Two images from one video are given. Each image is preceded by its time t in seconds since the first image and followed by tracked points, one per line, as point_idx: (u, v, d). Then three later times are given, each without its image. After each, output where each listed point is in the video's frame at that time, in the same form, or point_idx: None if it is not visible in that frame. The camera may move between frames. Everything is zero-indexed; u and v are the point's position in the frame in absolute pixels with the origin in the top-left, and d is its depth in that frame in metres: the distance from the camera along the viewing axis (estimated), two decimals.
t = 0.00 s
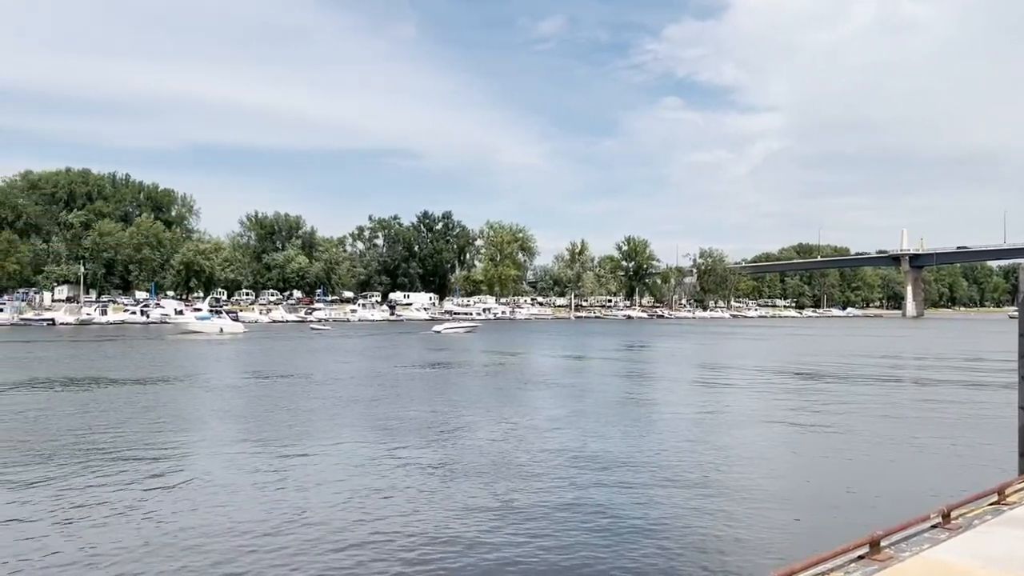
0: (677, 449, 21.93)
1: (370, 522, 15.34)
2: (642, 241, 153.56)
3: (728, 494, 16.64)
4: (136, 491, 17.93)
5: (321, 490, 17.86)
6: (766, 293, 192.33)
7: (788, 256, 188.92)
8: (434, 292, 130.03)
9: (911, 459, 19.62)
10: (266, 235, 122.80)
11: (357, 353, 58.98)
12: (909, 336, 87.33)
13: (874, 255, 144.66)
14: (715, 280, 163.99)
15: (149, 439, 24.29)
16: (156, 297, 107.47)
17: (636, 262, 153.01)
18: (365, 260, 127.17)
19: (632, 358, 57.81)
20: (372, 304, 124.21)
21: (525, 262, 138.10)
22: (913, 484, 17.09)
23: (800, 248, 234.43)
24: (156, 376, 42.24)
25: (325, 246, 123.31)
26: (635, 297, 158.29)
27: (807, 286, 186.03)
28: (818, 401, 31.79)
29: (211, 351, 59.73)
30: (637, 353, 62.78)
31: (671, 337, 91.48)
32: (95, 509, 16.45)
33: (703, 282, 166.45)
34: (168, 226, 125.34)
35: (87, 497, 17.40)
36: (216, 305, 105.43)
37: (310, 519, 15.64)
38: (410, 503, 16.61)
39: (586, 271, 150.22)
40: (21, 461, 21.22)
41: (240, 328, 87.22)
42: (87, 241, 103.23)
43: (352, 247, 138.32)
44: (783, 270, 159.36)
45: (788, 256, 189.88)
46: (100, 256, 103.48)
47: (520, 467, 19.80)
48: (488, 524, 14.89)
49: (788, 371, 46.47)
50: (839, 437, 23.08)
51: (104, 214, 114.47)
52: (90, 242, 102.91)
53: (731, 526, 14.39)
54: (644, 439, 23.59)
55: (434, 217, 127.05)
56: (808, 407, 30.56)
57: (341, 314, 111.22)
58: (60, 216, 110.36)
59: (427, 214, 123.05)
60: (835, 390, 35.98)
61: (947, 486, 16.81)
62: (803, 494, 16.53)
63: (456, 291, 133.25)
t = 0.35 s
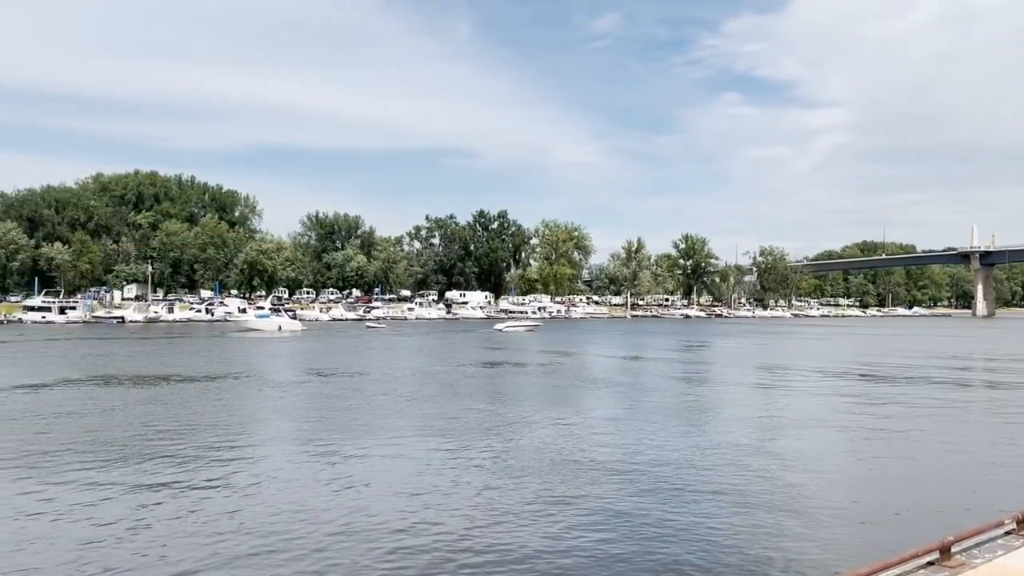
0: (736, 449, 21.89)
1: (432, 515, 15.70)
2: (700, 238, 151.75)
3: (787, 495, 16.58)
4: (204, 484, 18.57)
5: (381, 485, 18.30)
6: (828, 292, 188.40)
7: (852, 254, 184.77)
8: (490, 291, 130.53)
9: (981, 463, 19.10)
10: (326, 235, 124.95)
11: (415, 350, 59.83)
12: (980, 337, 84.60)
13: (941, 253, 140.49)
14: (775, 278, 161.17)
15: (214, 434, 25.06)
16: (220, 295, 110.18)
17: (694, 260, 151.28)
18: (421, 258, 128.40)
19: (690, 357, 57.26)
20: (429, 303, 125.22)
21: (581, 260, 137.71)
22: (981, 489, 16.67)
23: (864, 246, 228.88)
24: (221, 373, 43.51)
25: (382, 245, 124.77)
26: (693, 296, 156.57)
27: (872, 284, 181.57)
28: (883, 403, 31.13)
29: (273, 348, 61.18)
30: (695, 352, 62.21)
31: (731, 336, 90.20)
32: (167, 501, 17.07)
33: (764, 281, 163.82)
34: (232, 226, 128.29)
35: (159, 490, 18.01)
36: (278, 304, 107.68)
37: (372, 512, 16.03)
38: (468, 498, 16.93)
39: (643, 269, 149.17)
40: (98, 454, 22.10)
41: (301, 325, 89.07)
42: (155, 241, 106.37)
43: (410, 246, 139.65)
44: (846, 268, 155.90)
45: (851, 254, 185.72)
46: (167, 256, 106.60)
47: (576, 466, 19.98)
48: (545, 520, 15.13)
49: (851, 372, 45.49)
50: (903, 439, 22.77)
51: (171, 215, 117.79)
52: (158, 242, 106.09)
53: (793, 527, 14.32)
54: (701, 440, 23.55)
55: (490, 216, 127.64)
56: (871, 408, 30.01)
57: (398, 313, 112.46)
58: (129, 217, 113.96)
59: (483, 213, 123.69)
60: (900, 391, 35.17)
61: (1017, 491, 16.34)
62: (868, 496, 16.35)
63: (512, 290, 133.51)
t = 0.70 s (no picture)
0: (789, 454, 22.28)
1: (492, 513, 16.54)
2: (759, 237, 149.76)
3: (839, 508, 17.05)
4: (272, 477, 19.54)
5: (440, 480, 19.07)
6: (892, 291, 183.92)
7: (917, 253, 180.16)
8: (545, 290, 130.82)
9: None
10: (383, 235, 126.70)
11: (472, 350, 60.82)
12: None
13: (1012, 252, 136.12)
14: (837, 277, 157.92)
15: (279, 429, 26.10)
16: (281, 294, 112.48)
17: (754, 259, 149.40)
18: (477, 257, 129.01)
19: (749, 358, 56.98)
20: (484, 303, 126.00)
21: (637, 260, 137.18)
22: None
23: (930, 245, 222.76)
24: (284, 370, 45.01)
25: (438, 244, 125.92)
26: (752, 296, 154.66)
27: (938, 284, 176.60)
28: (945, 408, 30.90)
29: (333, 346, 62.81)
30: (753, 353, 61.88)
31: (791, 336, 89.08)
32: (240, 492, 18.07)
33: (825, 280, 160.79)
34: (292, 227, 130.89)
35: (231, 482, 19.02)
36: (336, 303, 109.58)
37: (436, 508, 16.91)
38: (526, 497, 17.71)
39: (700, 269, 147.74)
40: (172, 447, 23.30)
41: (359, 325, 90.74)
42: (219, 241, 109.12)
43: (465, 245, 140.56)
44: (911, 268, 152.04)
45: (916, 253, 181.07)
46: (230, 256, 109.18)
47: (629, 467, 20.53)
48: (601, 523, 15.86)
49: (913, 374, 44.95)
50: (958, 447, 22.93)
51: (233, 216, 120.72)
52: (221, 242, 108.85)
53: (844, 543, 14.83)
54: (758, 443, 23.80)
55: (545, 216, 127.85)
56: (932, 412, 29.88)
57: (452, 312, 113.52)
58: (194, 217, 117.12)
59: (538, 213, 123.94)
60: (963, 395, 34.79)
61: None
62: (921, 513, 16.71)
63: (567, 290, 133.44)
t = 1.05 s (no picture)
0: (845, 457, 22.50)
1: (554, 510, 17.23)
2: (820, 236, 147.92)
3: (896, 513, 17.35)
4: (337, 472, 20.43)
5: (498, 478, 19.78)
6: (958, 291, 179.07)
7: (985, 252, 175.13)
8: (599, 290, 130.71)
9: None
10: (438, 235, 128.14)
11: (528, 349, 61.58)
12: None
13: None
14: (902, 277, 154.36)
15: (342, 426, 27.07)
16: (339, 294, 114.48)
17: (813, 259, 147.88)
18: (530, 258, 128.20)
19: (807, 360, 56.57)
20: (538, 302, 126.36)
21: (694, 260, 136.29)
22: None
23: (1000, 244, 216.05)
24: (344, 368, 46.28)
25: (493, 245, 126.74)
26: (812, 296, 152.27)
27: (1009, 284, 171.02)
28: (1009, 413, 30.56)
29: (391, 345, 64.14)
30: (811, 354, 61.39)
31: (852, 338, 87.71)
32: (308, 486, 19.00)
33: (889, 280, 157.34)
34: (350, 228, 133.09)
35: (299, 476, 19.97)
36: (393, 303, 111.10)
37: (497, 504, 17.65)
38: (586, 495, 18.37)
39: (759, 269, 145.96)
40: (244, 442, 24.43)
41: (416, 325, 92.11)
42: (279, 242, 111.54)
43: (519, 245, 140.92)
44: (978, 267, 148.17)
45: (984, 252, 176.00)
46: (290, 256, 111.42)
47: (687, 468, 20.97)
48: (659, 521, 16.45)
49: (976, 377, 44.26)
50: (1021, 454, 22.88)
51: (292, 218, 123.34)
52: (281, 243, 111.29)
53: (901, 548, 15.20)
54: (816, 446, 23.98)
55: (599, 215, 127.78)
56: (996, 418, 29.60)
57: (506, 311, 114.31)
58: (255, 219, 119.95)
59: (593, 213, 123.86)
60: None
61: None
62: (983, 521, 16.93)
63: (622, 289, 133.08)
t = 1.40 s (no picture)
0: (908, 462, 22.30)
1: (615, 508, 17.56)
2: (882, 234, 144.90)
3: (963, 517, 17.22)
4: (399, 469, 21.00)
5: (557, 477, 20.12)
6: None
7: None
8: (654, 290, 129.90)
9: None
10: (492, 235, 129.02)
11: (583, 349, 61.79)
12: None
13: None
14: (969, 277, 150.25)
15: (402, 425, 27.59)
16: (395, 293, 115.89)
17: (876, 258, 144.91)
18: (584, 257, 127.95)
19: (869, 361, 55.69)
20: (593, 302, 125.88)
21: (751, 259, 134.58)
22: None
23: None
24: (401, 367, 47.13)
25: (546, 245, 127.12)
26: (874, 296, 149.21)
27: None
28: None
29: (448, 344, 64.94)
30: (873, 356, 60.41)
31: (915, 338, 85.88)
32: (373, 484, 19.49)
33: (955, 280, 153.20)
34: (405, 228, 134.61)
35: (362, 474, 20.47)
36: (447, 303, 112.12)
37: (559, 502, 17.98)
38: (645, 494, 18.59)
39: (819, 268, 143.58)
40: (309, 439, 25.18)
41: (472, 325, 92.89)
42: (337, 242, 113.61)
43: (573, 245, 140.77)
44: None
45: None
46: (347, 256, 113.34)
47: (744, 470, 21.06)
48: (720, 522, 16.62)
49: None
50: None
51: (349, 219, 125.47)
52: (339, 243, 113.27)
53: (966, 552, 15.20)
54: (877, 450, 23.81)
55: (654, 214, 126.96)
56: None
57: (560, 311, 114.49)
58: (313, 219, 122.19)
59: (648, 211, 123.11)
60: None
61: None
62: None
63: (677, 289, 132.13)
